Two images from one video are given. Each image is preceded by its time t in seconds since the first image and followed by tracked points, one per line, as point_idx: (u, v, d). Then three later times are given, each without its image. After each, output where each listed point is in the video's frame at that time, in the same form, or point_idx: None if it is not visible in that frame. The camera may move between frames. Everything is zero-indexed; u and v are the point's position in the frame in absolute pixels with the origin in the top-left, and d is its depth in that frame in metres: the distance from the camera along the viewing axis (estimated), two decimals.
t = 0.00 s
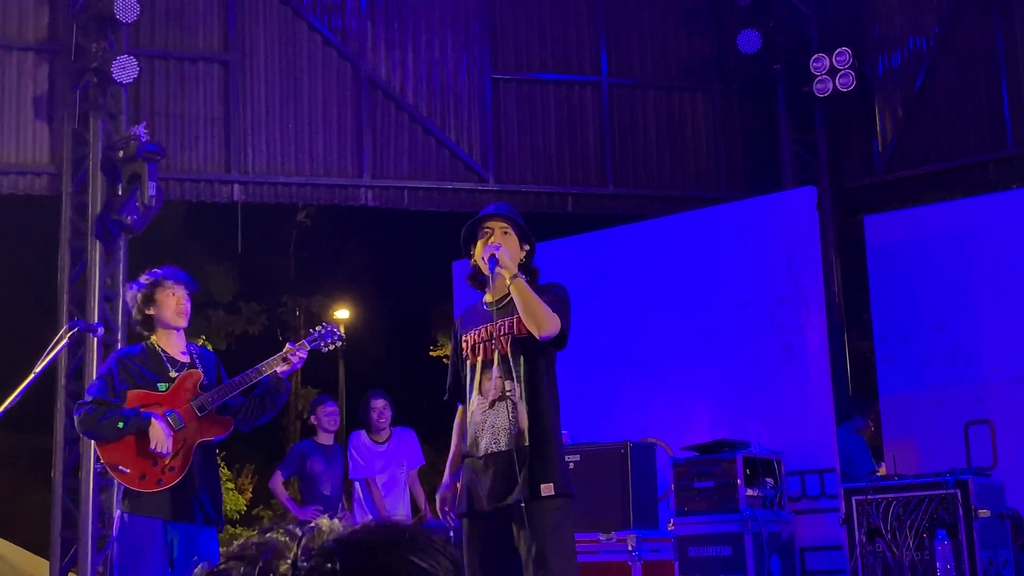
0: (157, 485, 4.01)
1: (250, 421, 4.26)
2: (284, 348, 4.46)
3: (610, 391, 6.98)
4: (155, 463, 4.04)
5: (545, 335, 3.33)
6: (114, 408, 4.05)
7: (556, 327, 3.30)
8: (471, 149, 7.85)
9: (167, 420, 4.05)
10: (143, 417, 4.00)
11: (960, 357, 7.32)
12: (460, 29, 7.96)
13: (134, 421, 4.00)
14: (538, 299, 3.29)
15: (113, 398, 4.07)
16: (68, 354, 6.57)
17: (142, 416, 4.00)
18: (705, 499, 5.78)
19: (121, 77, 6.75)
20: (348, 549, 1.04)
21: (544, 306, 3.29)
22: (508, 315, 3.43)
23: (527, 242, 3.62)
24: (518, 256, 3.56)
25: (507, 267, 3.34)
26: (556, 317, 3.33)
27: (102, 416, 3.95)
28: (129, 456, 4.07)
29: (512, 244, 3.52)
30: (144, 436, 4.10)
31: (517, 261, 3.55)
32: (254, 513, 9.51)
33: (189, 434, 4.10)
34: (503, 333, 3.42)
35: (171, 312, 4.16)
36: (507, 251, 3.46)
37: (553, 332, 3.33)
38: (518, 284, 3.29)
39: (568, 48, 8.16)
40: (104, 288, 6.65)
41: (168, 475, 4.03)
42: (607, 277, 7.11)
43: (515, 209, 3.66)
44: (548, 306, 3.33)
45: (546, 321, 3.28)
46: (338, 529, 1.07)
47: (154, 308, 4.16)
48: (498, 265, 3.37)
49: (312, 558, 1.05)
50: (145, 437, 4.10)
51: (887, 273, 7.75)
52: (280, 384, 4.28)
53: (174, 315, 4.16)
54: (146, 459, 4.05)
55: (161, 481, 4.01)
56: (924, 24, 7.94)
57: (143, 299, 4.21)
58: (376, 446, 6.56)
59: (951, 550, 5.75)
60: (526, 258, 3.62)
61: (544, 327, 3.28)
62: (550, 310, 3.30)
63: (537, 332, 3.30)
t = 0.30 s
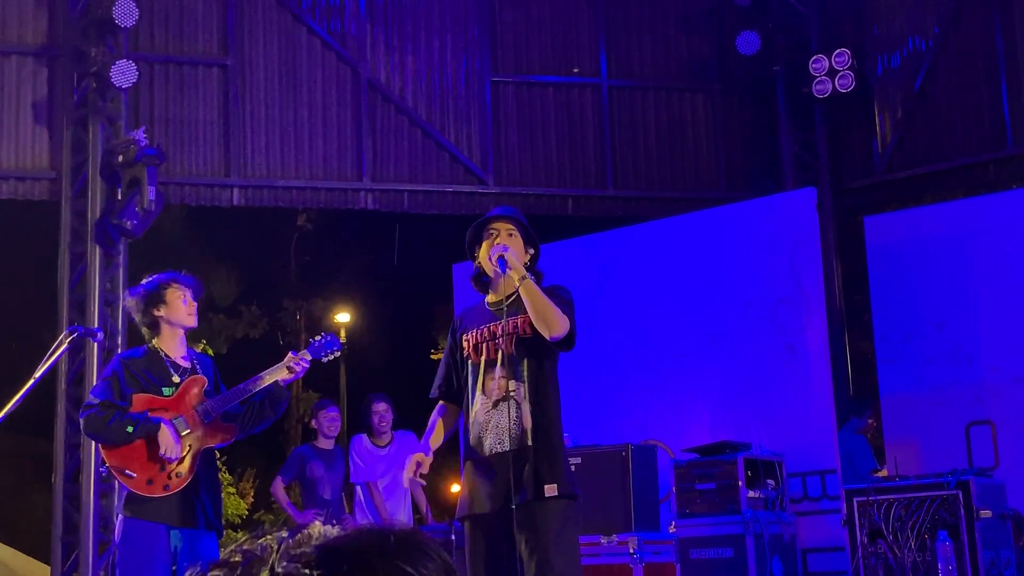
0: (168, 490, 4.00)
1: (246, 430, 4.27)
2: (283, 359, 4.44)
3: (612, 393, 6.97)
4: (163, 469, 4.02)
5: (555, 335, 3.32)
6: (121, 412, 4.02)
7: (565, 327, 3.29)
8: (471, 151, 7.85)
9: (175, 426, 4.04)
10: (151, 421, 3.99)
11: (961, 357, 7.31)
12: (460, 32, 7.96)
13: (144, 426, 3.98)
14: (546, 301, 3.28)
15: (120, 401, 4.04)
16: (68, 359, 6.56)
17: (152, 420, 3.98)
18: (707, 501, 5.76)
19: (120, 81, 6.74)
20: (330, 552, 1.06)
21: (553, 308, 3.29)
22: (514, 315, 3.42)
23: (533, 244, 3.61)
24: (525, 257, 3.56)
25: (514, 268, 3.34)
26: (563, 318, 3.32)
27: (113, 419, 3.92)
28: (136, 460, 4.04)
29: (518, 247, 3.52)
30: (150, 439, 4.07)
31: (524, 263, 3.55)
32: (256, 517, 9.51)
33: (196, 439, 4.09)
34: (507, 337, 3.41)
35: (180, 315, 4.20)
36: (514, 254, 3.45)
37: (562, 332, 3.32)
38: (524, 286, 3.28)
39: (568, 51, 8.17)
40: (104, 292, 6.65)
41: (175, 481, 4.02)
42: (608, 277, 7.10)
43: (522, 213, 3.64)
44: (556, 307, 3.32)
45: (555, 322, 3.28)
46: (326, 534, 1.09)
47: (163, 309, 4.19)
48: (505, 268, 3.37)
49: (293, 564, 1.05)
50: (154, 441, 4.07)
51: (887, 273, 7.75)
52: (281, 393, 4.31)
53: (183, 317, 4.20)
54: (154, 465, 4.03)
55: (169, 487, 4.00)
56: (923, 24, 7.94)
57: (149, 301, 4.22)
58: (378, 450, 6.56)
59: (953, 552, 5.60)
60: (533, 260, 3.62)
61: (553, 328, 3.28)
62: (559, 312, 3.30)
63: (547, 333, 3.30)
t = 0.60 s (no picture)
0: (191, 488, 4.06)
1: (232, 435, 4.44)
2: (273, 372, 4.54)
3: (611, 394, 6.98)
4: (179, 472, 4.04)
5: (554, 338, 3.31)
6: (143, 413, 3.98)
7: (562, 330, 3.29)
8: (468, 154, 7.86)
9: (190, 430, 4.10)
10: (176, 424, 4.05)
11: (959, 358, 7.32)
12: (456, 35, 7.97)
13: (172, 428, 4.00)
14: (544, 303, 3.28)
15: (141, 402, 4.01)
16: (66, 362, 6.57)
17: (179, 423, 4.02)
18: (704, 502, 5.76)
19: (117, 85, 6.73)
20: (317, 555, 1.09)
21: (551, 310, 3.28)
22: (511, 318, 3.41)
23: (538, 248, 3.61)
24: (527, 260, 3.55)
25: (513, 271, 3.33)
26: (562, 321, 3.31)
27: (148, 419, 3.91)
28: (155, 461, 4.03)
29: (519, 249, 3.52)
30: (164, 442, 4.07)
31: (524, 265, 3.54)
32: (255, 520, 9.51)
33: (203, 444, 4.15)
34: (507, 337, 3.40)
35: (183, 320, 4.23)
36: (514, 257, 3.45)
37: (559, 335, 3.31)
38: (522, 289, 3.28)
39: (565, 54, 8.18)
40: (102, 296, 6.66)
41: (187, 485, 4.05)
42: (607, 279, 7.11)
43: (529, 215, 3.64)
44: (553, 310, 3.31)
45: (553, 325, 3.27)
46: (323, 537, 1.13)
47: (168, 313, 4.21)
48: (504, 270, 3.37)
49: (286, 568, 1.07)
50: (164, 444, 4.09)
51: (883, 274, 7.77)
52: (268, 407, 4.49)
53: (185, 322, 4.23)
54: (170, 468, 4.04)
55: (183, 490, 4.03)
56: (919, 25, 7.96)
57: (150, 305, 4.23)
58: (376, 452, 6.54)
59: (951, 552, 5.59)
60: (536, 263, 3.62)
61: (551, 331, 3.28)
62: (556, 315, 3.29)
63: (545, 336, 3.29)
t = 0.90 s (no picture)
0: (198, 497, 4.05)
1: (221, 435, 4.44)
2: (250, 374, 4.39)
3: (611, 397, 6.97)
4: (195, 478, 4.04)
5: (554, 339, 3.26)
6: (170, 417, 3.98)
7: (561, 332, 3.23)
8: (467, 157, 7.85)
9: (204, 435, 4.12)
10: (198, 429, 4.09)
11: (959, 360, 7.31)
12: (456, 38, 7.98)
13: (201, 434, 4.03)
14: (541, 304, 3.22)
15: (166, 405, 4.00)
16: (66, 364, 6.56)
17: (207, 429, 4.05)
18: (704, 505, 5.76)
19: (115, 88, 6.73)
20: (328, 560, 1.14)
21: (550, 311, 3.23)
22: (512, 319, 3.37)
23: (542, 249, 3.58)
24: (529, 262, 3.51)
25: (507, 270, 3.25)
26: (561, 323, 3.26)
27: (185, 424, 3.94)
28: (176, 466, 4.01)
29: (520, 249, 3.47)
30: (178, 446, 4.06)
31: (526, 267, 3.50)
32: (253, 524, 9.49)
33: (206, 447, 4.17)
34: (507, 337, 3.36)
35: (181, 324, 4.23)
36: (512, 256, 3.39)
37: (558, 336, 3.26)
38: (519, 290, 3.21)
39: (564, 57, 8.18)
40: (101, 300, 6.66)
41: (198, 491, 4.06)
42: (606, 281, 7.11)
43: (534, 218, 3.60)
44: (553, 311, 3.26)
45: (553, 326, 3.22)
46: (325, 547, 1.18)
47: (165, 318, 4.19)
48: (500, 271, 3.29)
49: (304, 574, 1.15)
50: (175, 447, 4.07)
51: (883, 276, 7.77)
52: (245, 410, 4.44)
53: (183, 326, 4.23)
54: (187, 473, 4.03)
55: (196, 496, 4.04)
56: (919, 27, 7.96)
57: (145, 309, 4.21)
58: (377, 455, 6.53)
59: (951, 555, 5.54)
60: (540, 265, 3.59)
61: (551, 333, 3.23)
62: (555, 316, 3.23)
63: (546, 336, 3.24)
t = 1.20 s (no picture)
0: (198, 501, 4.05)
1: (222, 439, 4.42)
2: (256, 378, 4.40)
3: (612, 401, 6.95)
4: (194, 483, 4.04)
5: (552, 339, 3.24)
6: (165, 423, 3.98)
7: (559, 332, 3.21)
8: (469, 161, 7.87)
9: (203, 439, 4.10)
10: (196, 434, 4.08)
11: (961, 364, 7.30)
12: (457, 43, 7.99)
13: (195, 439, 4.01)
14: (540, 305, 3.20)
15: (161, 411, 4.00)
16: (68, 370, 6.55)
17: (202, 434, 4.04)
18: (707, 510, 5.75)
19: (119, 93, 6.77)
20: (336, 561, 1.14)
21: (548, 312, 3.21)
22: (515, 319, 3.35)
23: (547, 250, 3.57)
24: (534, 264, 3.50)
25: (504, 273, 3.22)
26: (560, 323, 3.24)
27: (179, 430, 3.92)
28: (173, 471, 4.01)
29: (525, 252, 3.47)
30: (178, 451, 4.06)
31: (533, 270, 3.50)
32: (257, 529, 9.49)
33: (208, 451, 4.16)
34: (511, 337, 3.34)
35: (174, 330, 4.21)
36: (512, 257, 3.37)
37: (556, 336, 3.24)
38: (517, 291, 3.19)
39: (566, 62, 8.19)
40: (104, 305, 6.65)
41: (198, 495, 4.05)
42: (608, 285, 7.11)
43: (543, 222, 3.60)
44: (551, 311, 3.24)
45: (550, 326, 3.20)
46: (335, 552, 1.17)
47: (159, 324, 4.19)
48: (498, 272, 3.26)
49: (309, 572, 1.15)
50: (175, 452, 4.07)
51: (885, 280, 7.76)
52: (250, 415, 4.43)
53: (177, 332, 4.22)
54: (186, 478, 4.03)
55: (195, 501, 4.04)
56: (920, 31, 7.96)
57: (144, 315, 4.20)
58: (380, 460, 6.53)
59: (954, 559, 5.53)
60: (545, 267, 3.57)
61: (547, 332, 3.21)
62: (553, 316, 3.21)
63: (544, 335, 3.22)
